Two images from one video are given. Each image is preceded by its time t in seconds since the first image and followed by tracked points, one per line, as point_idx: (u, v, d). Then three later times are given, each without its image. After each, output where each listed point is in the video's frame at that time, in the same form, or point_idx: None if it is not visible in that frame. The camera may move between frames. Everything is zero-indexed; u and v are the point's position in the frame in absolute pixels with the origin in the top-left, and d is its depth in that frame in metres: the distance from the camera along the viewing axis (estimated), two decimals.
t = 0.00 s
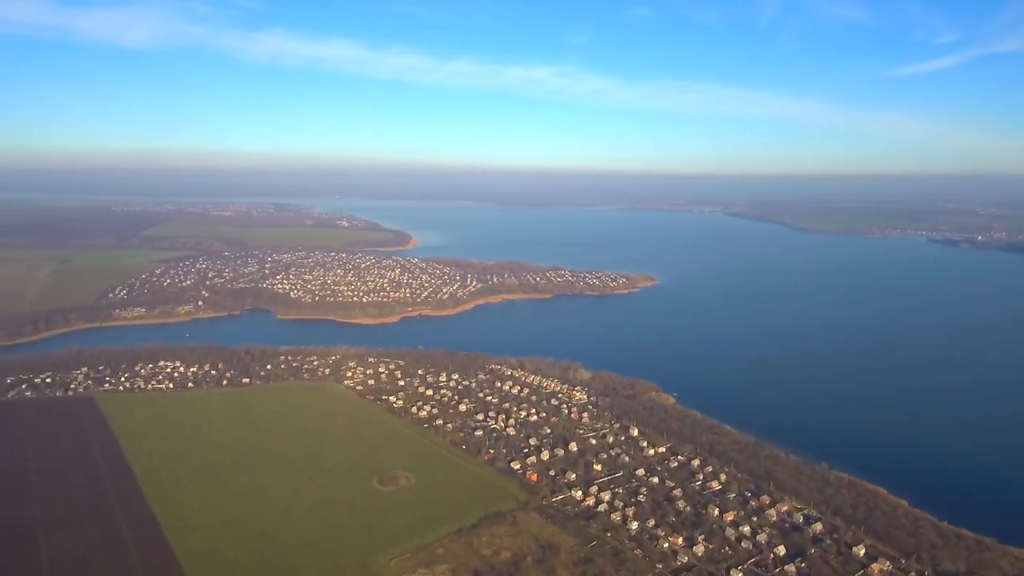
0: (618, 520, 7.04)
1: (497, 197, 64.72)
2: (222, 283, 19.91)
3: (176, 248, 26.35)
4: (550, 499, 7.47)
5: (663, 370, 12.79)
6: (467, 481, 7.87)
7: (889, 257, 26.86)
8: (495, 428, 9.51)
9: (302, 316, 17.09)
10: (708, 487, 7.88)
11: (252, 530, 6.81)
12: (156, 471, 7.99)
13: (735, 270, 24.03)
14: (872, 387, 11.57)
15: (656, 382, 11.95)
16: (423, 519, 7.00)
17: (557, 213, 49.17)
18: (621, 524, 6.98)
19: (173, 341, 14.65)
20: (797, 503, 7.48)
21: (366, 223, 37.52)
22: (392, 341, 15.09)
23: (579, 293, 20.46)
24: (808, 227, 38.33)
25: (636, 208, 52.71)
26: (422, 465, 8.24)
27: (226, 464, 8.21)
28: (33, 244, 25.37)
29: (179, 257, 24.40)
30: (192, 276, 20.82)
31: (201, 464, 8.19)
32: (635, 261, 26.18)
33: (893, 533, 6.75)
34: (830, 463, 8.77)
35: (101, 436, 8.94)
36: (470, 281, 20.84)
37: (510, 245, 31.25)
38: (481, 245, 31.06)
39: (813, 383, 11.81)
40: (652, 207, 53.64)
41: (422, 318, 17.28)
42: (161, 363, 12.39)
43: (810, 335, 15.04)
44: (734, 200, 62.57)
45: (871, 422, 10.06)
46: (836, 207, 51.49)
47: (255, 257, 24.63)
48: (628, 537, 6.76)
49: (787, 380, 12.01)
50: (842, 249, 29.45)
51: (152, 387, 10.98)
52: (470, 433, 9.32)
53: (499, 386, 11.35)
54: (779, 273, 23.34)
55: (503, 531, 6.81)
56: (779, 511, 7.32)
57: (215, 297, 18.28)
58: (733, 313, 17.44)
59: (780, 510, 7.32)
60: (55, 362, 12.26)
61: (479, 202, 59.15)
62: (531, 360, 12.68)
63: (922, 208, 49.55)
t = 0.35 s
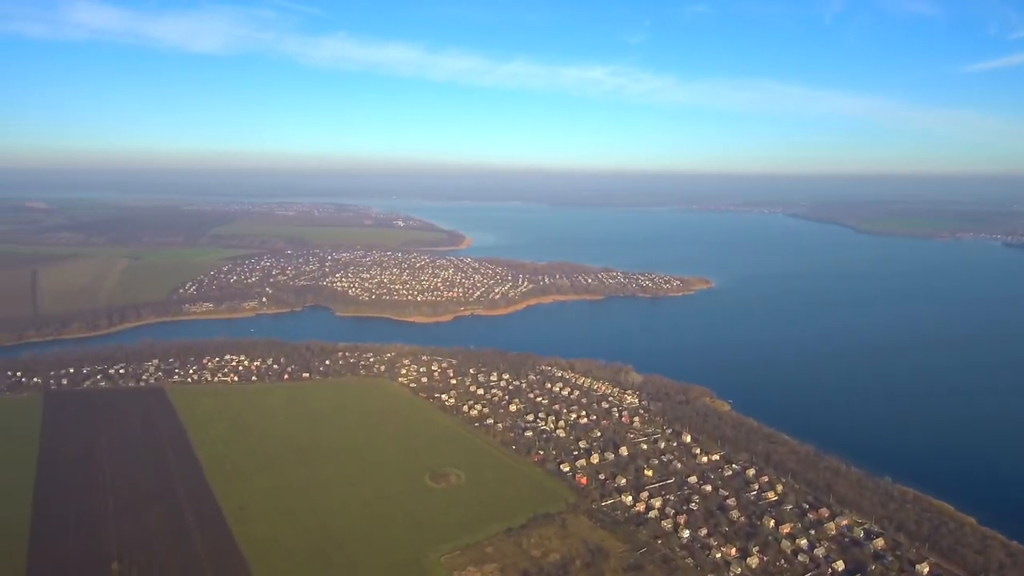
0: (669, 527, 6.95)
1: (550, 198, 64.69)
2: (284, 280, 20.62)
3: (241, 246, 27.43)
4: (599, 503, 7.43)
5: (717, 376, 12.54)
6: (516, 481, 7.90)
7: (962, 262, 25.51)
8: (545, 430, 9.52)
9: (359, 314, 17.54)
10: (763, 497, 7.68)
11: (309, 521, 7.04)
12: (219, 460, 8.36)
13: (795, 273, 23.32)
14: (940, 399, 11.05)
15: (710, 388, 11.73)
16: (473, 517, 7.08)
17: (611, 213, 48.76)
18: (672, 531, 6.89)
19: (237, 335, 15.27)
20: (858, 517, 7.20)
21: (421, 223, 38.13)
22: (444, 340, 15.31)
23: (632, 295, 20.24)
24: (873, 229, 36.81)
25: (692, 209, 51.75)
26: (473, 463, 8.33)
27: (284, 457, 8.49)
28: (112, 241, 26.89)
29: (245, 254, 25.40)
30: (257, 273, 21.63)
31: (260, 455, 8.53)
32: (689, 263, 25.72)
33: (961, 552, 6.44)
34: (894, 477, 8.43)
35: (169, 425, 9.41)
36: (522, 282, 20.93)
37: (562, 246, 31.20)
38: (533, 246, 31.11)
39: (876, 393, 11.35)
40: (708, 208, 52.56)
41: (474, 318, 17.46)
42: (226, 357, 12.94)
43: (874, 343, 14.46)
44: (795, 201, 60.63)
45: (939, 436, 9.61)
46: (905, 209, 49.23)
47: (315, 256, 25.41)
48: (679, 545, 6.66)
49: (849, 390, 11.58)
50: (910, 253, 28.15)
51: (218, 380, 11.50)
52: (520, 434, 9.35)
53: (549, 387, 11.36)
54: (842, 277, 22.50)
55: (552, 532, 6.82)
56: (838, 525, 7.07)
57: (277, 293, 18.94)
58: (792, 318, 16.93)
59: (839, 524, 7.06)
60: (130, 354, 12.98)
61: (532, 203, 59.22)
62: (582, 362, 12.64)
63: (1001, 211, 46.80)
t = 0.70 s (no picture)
0: (716, 536, 6.84)
1: (598, 198, 64.24)
2: (337, 279, 21.16)
3: (296, 245, 28.27)
4: (645, 509, 7.37)
5: (769, 382, 12.23)
6: (562, 483, 7.91)
7: None
8: (590, 432, 9.49)
9: (408, 313, 17.85)
10: (815, 508, 7.47)
11: (358, 515, 7.22)
12: (273, 453, 8.66)
13: (852, 277, 22.54)
14: (1008, 412, 10.49)
15: (761, 394, 11.46)
16: (518, 517, 7.12)
17: (661, 214, 48.07)
18: (720, 540, 6.77)
19: (291, 332, 15.75)
20: (915, 533, 6.93)
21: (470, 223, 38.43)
22: (491, 340, 15.42)
23: (680, 297, 19.94)
24: (938, 232, 35.16)
25: (745, 210, 50.53)
26: (518, 463, 8.37)
27: (334, 452, 8.72)
28: (177, 239, 28.14)
29: (299, 253, 26.18)
30: (311, 271, 22.26)
31: (312, 449, 8.79)
32: (741, 265, 25.14)
33: None
34: (956, 492, 8.06)
35: (227, 418, 9.80)
36: (569, 283, 20.89)
37: (610, 247, 30.96)
38: (581, 247, 30.98)
39: (938, 404, 10.87)
40: (761, 209, 51.33)
41: (520, 318, 17.52)
42: (281, 352, 13.37)
43: (937, 351, 13.83)
44: (854, 202, 58.45)
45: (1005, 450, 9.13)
46: (974, 211, 46.83)
47: (367, 255, 25.97)
48: (726, 555, 6.54)
49: (909, 399, 11.12)
50: (979, 257, 26.78)
51: (272, 374, 11.89)
52: (565, 436, 9.35)
53: (595, 389, 11.31)
54: (903, 282, 21.59)
55: (596, 536, 6.80)
56: (894, 540, 6.81)
57: (329, 292, 19.45)
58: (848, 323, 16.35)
59: (896, 538, 6.81)
60: (192, 348, 13.55)
61: (580, 203, 58.93)
62: (628, 365, 12.54)
63: None
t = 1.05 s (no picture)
0: (764, 546, 6.69)
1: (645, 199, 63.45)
2: (384, 278, 21.56)
3: (346, 245, 28.93)
4: (690, 516, 7.27)
5: (821, 389, 11.88)
6: (605, 487, 7.87)
7: None
8: (635, 437, 9.41)
9: (453, 312, 18.05)
10: (869, 521, 7.23)
11: (403, 511, 7.34)
12: (322, 448, 8.89)
13: (910, 282, 21.71)
14: None
15: (812, 402, 11.14)
16: (560, 520, 7.12)
17: (709, 216, 47.16)
18: (767, 552, 6.63)
19: (341, 329, 16.13)
20: (975, 550, 6.64)
21: (516, 223, 38.53)
22: (535, 341, 15.45)
23: (729, 301, 19.55)
24: (1007, 235, 33.43)
25: (798, 211, 49.13)
26: (561, 466, 8.38)
27: (380, 448, 8.90)
28: (233, 238, 29.16)
29: (349, 252, 26.78)
30: (360, 270, 22.74)
31: (359, 446, 8.99)
32: (793, 268, 24.47)
33: None
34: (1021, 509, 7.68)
35: (278, 412, 10.12)
36: (614, 284, 20.74)
37: (656, 248, 30.57)
38: (627, 248, 30.69)
39: (1003, 416, 10.35)
40: (813, 210, 49.90)
41: (564, 319, 17.49)
42: (331, 350, 13.70)
43: (1004, 362, 13.16)
44: (915, 203, 56.05)
45: None
46: None
47: (414, 255, 26.37)
48: (774, 567, 6.40)
49: (972, 411, 10.62)
50: None
51: (323, 371, 12.21)
52: (609, 439, 9.30)
53: (639, 393, 11.21)
54: (967, 287, 20.63)
55: (639, 543, 6.74)
56: (953, 556, 6.54)
57: (377, 290, 19.83)
58: (907, 330, 15.72)
59: (954, 555, 6.54)
60: (246, 344, 14.03)
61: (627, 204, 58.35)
62: (674, 369, 12.37)
63: None
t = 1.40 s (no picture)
0: (813, 559, 6.53)
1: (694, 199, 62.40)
2: (431, 278, 21.87)
3: (394, 245, 29.46)
4: (736, 525, 7.15)
5: (876, 398, 11.48)
6: (649, 492, 7.81)
7: None
8: (680, 442, 9.29)
9: (498, 312, 18.16)
10: (925, 536, 6.97)
11: (448, 509, 7.45)
12: (369, 444, 9.09)
13: (975, 287, 20.74)
14: None
15: (867, 411, 10.77)
16: (604, 524, 7.11)
17: (762, 217, 46.07)
18: (817, 565, 6.47)
19: (388, 328, 16.43)
20: None
21: (562, 224, 38.47)
22: (580, 342, 15.41)
23: (780, 305, 19.06)
24: None
25: (855, 212, 47.49)
26: (605, 470, 8.34)
27: (426, 446, 9.05)
28: (286, 237, 30.06)
29: (397, 252, 27.25)
30: (407, 270, 23.13)
31: (405, 443, 9.16)
32: (848, 272, 23.67)
33: None
34: None
35: (327, 408, 10.39)
36: (661, 286, 20.50)
37: (705, 250, 30.04)
38: (675, 249, 30.26)
39: None
40: (871, 211, 48.15)
41: (610, 321, 17.38)
42: (379, 347, 13.97)
43: None
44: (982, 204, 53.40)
45: None
46: None
47: (460, 255, 26.65)
48: None
49: None
50: None
51: (370, 368, 12.47)
52: (653, 444, 9.22)
53: (686, 398, 11.07)
54: None
55: (684, 550, 6.66)
56: None
57: (424, 290, 20.11)
58: (970, 337, 15.03)
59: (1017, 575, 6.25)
60: (297, 340, 14.44)
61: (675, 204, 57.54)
62: (722, 374, 12.15)
63: None
